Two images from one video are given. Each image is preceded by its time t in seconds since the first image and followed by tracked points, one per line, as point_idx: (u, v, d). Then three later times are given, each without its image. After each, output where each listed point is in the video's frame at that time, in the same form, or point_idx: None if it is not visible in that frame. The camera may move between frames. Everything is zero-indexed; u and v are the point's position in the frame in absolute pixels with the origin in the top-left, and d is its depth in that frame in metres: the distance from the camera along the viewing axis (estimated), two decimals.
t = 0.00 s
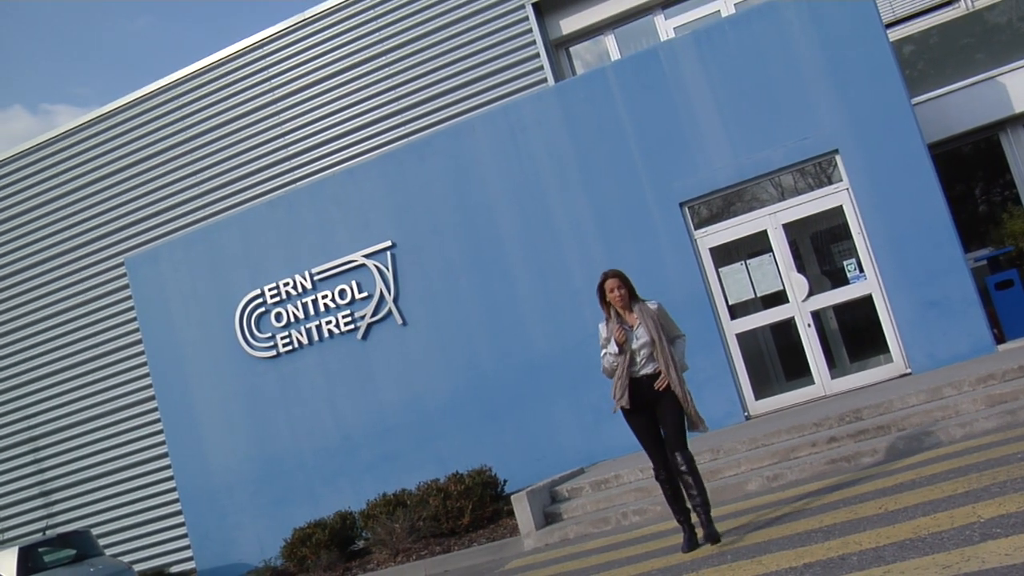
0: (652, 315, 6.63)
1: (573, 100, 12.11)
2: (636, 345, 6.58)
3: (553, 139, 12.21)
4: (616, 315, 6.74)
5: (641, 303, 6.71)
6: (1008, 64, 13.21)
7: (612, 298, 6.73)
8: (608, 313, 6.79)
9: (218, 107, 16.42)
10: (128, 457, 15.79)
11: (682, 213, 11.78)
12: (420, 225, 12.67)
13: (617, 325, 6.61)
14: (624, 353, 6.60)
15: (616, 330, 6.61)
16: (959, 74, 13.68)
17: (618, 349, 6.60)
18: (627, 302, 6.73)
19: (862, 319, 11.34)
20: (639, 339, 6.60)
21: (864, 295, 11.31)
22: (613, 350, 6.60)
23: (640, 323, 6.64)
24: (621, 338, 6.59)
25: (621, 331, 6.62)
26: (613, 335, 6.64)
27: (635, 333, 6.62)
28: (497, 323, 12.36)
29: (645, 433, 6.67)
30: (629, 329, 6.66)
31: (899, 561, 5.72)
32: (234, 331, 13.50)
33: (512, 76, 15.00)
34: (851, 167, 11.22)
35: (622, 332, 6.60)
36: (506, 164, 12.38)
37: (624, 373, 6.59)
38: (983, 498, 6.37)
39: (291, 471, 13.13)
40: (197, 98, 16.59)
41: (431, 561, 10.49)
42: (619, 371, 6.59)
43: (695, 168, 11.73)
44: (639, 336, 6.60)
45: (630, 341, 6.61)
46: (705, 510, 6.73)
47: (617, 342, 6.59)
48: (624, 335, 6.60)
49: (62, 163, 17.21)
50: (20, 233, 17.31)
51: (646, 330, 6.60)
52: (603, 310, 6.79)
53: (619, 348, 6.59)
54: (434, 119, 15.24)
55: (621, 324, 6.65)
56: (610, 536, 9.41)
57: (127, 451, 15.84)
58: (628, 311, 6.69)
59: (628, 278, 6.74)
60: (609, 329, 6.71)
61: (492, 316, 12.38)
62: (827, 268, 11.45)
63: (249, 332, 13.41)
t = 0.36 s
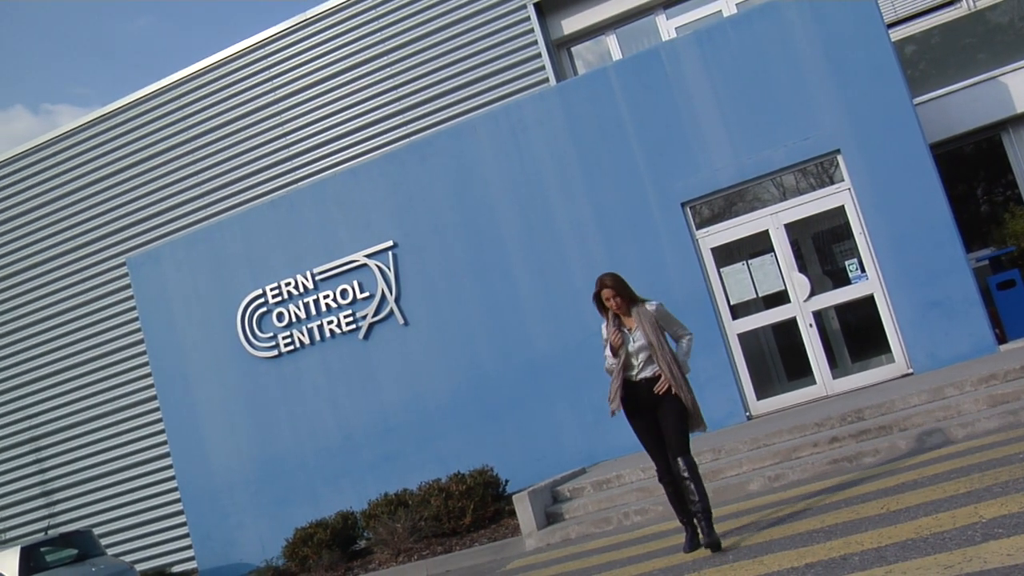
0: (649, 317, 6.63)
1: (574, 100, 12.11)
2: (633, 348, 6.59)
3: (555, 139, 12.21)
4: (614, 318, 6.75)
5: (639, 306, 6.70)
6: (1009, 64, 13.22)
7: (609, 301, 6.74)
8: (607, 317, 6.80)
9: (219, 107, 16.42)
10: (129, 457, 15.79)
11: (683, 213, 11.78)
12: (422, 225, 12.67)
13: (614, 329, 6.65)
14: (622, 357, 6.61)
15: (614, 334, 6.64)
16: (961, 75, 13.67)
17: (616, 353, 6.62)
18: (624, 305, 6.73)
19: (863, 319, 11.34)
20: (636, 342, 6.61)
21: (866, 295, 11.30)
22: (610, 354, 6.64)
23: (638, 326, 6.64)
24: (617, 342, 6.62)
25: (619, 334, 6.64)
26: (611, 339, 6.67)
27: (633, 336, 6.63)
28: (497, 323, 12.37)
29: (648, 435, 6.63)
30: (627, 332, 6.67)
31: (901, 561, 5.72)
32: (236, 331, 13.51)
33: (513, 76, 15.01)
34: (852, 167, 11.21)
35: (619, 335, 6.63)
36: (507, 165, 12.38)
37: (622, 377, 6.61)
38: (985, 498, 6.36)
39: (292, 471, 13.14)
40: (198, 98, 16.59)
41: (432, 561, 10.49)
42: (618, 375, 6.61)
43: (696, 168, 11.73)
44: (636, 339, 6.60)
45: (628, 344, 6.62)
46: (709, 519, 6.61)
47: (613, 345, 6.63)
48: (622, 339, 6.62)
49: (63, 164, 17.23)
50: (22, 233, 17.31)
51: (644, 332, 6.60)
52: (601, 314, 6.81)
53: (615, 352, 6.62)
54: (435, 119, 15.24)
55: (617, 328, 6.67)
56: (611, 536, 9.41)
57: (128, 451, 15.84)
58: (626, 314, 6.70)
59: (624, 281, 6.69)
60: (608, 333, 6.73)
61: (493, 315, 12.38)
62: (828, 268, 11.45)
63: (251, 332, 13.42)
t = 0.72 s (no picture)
0: (653, 308, 6.52)
1: (574, 100, 12.10)
2: (636, 339, 6.50)
3: (555, 139, 12.21)
4: (618, 308, 6.66)
5: (643, 296, 6.60)
6: (1009, 64, 13.21)
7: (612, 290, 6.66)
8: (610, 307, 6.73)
9: (219, 107, 16.42)
10: (130, 457, 15.79)
11: (683, 213, 11.78)
12: (422, 225, 12.68)
13: (617, 320, 6.56)
14: (624, 348, 6.53)
15: (616, 324, 6.55)
16: (961, 75, 13.67)
17: (618, 344, 6.54)
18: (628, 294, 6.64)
19: (863, 319, 11.33)
20: (639, 333, 6.52)
21: (866, 295, 11.30)
22: (612, 345, 6.56)
23: (641, 316, 6.54)
24: (620, 333, 6.53)
25: (622, 325, 6.56)
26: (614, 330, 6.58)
27: (636, 327, 6.53)
28: (498, 323, 12.37)
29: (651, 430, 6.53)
30: (630, 323, 6.57)
31: (901, 561, 5.72)
32: (236, 332, 13.51)
33: (513, 76, 15.01)
34: (852, 167, 11.21)
35: (621, 326, 6.55)
36: (507, 165, 12.38)
37: (623, 369, 6.54)
38: (986, 498, 6.36)
39: (292, 471, 13.14)
40: (198, 98, 16.59)
41: (432, 561, 10.50)
42: (619, 366, 6.54)
43: (696, 168, 11.72)
44: (639, 330, 6.51)
45: (631, 335, 6.53)
46: (711, 519, 6.51)
47: (616, 336, 6.53)
48: (624, 330, 6.53)
49: (63, 164, 17.22)
50: (22, 233, 17.31)
51: (647, 324, 6.50)
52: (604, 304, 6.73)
53: (618, 343, 6.53)
54: (435, 119, 15.24)
55: (620, 319, 6.58)
56: (611, 536, 9.40)
57: (128, 451, 15.84)
58: (629, 304, 6.60)
59: (627, 269, 6.60)
60: (611, 324, 6.65)
61: (494, 315, 12.38)
62: (828, 268, 11.44)
63: (251, 332, 13.43)
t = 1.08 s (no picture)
0: (661, 305, 6.37)
1: (574, 101, 12.10)
2: (642, 335, 6.36)
3: (555, 139, 12.21)
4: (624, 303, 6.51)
5: (651, 292, 6.46)
6: (1009, 65, 13.21)
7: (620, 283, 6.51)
8: (615, 300, 6.57)
9: (219, 107, 16.42)
10: (130, 457, 15.79)
11: (683, 213, 11.78)
12: (422, 225, 12.68)
13: (625, 315, 6.39)
14: (630, 344, 6.38)
15: (624, 319, 6.39)
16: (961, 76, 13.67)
17: (624, 340, 6.37)
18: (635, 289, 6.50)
19: (863, 319, 11.33)
20: (646, 329, 6.38)
21: (865, 295, 11.30)
22: (618, 339, 6.38)
23: (649, 312, 6.40)
24: (627, 328, 6.37)
25: (629, 320, 6.40)
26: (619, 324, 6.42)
27: (643, 323, 6.39)
28: (497, 323, 12.36)
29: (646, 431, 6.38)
30: (636, 318, 6.42)
31: (901, 561, 5.71)
32: (236, 332, 13.51)
33: (513, 76, 15.01)
34: (852, 167, 11.21)
35: (629, 322, 6.38)
36: (507, 165, 12.38)
37: (626, 364, 6.40)
38: (985, 499, 6.36)
39: (292, 471, 13.14)
40: (197, 98, 16.59)
41: (432, 561, 10.50)
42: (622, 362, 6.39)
43: (696, 168, 11.72)
44: (646, 326, 6.37)
45: (637, 331, 6.38)
46: (711, 519, 6.50)
47: (623, 331, 6.36)
48: (631, 325, 6.38)
49: (63, 164, 17.22)
50: (22, 233, 17.30)
51: (654, 320, 6.36)
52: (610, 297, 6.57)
53: (624, 338, 6.36)
54: (435, 119, 15.23)
55: (628, 313, 6.43)
56: (611, 537, 9.40)
57: (128, 451, 15.84)
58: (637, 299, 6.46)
59: (638, 263, 6.50)
60: (616, 317, 6.49)
61: (493, 315, 12.38)
62: (827, 268, 11.44)
63: (251, 332, 13.43)
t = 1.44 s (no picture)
0: (650, 303, 6.32)
1: (574, 100, 12.10)
2: (635, 335, 6.20)
3: (554, 138, 12.21)
4: (612, 303, 6.39)
5: (639, 290, 6.40)
6: (1008, 64, 13.20)
7: (609, 282, 6.44)
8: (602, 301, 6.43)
9: (218, 107, 16.42)
10: (130, 457, 15.79)
11: (683, 213, 11.78)
12: (422, 225, 12.67)
13: (616, 314, 6.23)
14: (621, 344, 6.19)
15: (615, 319, 6.22)
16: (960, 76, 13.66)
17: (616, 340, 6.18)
18: (623, 288, 6.42)
19: (862, 319, 11.33)
20: (638, 329, 6.24)
21: (865, 295, 11.30)
22: (609, 340, 6.19)
23: (639, 312, 6.29)
24: (619, 328, 6.20)
25: (620, 319, 6.24)
26: (610, 324, 6.25)
27: (634, 323, 6.26)
28: (497, 323, 12.36)
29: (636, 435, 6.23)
30: (626, 317, 6.28)
31: (901, 561, 5.71)
32: (236, 332, 13.51)
33: (513, 76, 15.01)
34: (852, 167, 11.21)
35: (620, 321, 6.22)
36: (506, 165, 12.37)
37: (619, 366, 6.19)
38: (985, 499, 6.36)
39: (292, 471, 13.14)
40: (197, 98, 16.60)
41: (432, 561, 10.50)
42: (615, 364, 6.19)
43: (696, 168, 11.72)
44: (638, 325, 6.24)
45: (629, 331, 6.22)
46: (709, 520, 6.52)
47: (615, 331, 6.19)
48: (623, 325, 6.22)
49: (63, 164, 17.22)
50: (22, 233, 17.30)
51: (645, 319, 6.26)
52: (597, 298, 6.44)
53: (616, 338, 6.18)
54: (434, 119, 15.23)
55: (618, 313, 6.27)
56: (611, 536, 9.40)
57: (128, 451, 15.84)
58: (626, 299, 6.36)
59: (627, 261, 6.48)
60: (605, 318, 6.32)
61: (493, 315, 12.38)
62: (827, 268, 11.44)
63: (251, 332, 13.43)
